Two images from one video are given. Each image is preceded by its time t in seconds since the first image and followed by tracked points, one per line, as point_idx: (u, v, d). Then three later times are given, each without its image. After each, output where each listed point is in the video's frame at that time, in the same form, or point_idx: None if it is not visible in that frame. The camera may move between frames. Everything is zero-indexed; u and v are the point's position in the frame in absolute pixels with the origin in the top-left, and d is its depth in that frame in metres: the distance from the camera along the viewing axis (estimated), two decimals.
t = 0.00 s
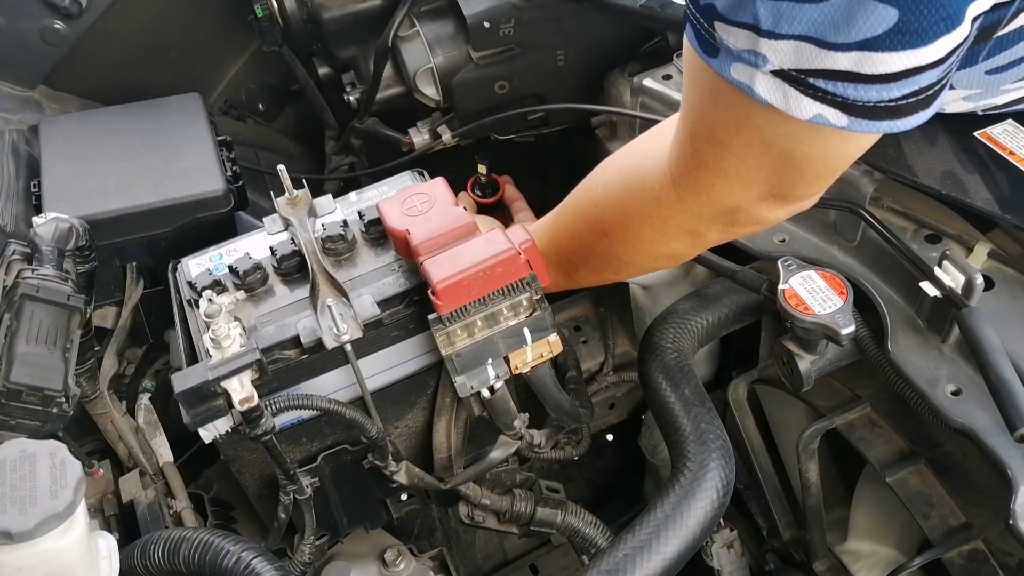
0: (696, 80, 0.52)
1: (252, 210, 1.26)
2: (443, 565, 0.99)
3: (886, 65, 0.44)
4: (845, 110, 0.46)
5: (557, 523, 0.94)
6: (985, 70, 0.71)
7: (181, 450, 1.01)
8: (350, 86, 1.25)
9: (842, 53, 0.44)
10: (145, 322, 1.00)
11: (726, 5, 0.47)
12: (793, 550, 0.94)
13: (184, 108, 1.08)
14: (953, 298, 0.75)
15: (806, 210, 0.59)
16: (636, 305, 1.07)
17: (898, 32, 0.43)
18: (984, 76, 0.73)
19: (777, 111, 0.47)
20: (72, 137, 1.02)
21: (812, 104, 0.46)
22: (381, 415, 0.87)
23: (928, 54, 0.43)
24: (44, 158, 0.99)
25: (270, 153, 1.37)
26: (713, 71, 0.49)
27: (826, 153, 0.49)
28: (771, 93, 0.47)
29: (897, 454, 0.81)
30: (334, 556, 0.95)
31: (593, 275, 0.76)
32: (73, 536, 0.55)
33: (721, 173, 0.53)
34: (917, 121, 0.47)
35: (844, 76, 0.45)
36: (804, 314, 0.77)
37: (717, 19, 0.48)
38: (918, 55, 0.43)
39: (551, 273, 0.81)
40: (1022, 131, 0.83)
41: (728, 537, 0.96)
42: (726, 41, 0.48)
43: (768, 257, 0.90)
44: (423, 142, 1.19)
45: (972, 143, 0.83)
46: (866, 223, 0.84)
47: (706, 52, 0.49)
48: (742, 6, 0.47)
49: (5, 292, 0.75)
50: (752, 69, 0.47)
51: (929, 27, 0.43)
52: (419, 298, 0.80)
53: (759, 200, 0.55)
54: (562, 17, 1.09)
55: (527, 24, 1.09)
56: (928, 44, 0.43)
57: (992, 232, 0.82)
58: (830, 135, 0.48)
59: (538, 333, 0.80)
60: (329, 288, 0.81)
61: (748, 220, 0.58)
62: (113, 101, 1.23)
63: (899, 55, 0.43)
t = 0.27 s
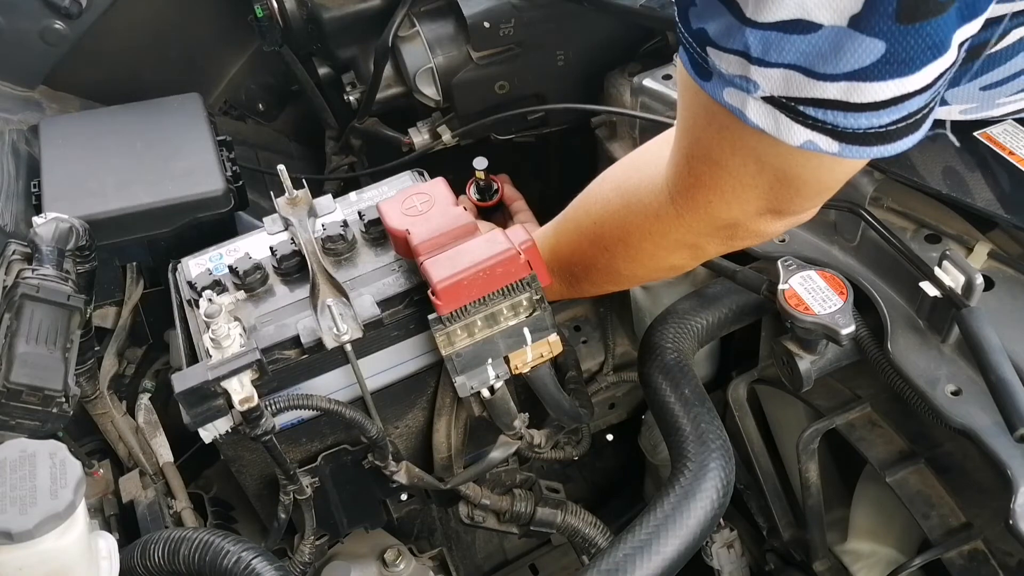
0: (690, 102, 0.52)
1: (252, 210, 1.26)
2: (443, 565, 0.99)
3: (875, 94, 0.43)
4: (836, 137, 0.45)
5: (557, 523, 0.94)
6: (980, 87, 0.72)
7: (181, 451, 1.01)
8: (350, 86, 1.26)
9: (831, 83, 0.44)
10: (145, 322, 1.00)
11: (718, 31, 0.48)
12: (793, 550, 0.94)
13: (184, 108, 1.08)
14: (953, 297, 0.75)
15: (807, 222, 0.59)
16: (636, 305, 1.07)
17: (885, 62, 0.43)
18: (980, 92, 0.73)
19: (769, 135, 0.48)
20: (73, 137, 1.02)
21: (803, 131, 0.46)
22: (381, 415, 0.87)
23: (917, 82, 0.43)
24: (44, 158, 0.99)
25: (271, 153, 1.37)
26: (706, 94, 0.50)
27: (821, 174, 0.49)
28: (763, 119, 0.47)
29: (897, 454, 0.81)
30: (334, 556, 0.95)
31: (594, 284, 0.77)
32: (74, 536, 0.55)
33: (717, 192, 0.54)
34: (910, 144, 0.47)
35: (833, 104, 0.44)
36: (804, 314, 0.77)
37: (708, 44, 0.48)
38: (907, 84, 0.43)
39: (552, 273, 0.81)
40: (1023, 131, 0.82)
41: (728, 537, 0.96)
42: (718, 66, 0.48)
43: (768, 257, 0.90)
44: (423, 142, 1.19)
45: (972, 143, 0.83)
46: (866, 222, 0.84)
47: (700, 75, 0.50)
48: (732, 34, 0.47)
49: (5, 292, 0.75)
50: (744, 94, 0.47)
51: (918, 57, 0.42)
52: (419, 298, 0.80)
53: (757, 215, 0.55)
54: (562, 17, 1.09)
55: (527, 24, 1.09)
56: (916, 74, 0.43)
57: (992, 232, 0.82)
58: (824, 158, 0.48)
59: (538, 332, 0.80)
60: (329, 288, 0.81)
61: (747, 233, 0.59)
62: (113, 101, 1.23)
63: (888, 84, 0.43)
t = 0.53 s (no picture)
0: (688, 105, 0.52)
1: (252, 210, 1.26)
2: (443, 565, 0.99)
3: (875, 97, 0.44)
4: (836, 139, 0.46)
5: (557, 523, 0.94)
6: (980, 88, 0.72)
7: (181, 450, 1.01)
8: (350, 86, 1.25)
9: (831, 85, 0.44)
10: (145, 322, 1.00)
11: (716, 34, 0.48)
12: (793, 550, 0.94)
13: (184, 109, 1.08)
14: (954, 297, 0.75)
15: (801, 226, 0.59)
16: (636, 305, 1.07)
17: (885, 67, 0.43)
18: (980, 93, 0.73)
19: (768, 138, 0.48)
20: (73, 137, 1.02)
21: (803, 133, 0.46)
22: (381, 415, 0.87)
23: (917, 86, 0.43)
24: (44, 158, 0.99)
25: (271, 153, 1.37)
26: (705, 97, 0.50)
27: (818, 178, 0.49)
28: (763, 122, 0.47)
29: (897, 454, 0.81)
30: (334, 556, 0.95)
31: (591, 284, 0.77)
32: (74, 536, 0.55)
33: (714, 195, 0.54)
34: (908, 148, 0.47)
35: (833, 106, 0.45)
36: (804, 314, 0.77)
37: (706, 47, 0.48)
38: (907, 89, 0.43)
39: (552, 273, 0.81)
40: (1023, 131, 0.83)
41: (728, 537, 0.96)
42: (716, 69, 0.48)
43: (768, 257, 0.90)
44: (423, 142, 1.19)
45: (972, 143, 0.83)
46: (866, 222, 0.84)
47: (698, 78, 0.50)
48: (732, 37, 0.47)
49: (5, 292, 0.75)
50: (743, 97, 0.47)
51: (917, 61, 0.42)
52: (419, 298, 0.80)
53: (754, 219, 0.56)
54: (562, 17, 1.09)
55: (527, 24, 1.09)
56: (916, 78, 0.43)
57: (992, 232, 0.82)
58: (824, 160, 0.48)
59: (538, 332, 0.80)
60: (329, 288, 0.81)
61: (743, 237, 0.59)
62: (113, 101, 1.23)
63: (887, 88, 0.43)
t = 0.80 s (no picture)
0: (656, 116, 0.52)
1: (252, 210, 1.26)
2: (443, 565, 0.99)
3: (841, 116, 0.43)
4: (801, 155, 0.45)
5: (557, 523, 0.94)
6: (979, 93, 0.75)
7: (181, 450, 1.01)
8: (350, 86, 1.25)
9: (797, 103, 0.43)
10: (145, 322, 1.00)
11: (685, 49, 0.47)
12: (792, 550, 0.94)
13: (183, 109, 1.08)
14: (954, 297, 0.75)
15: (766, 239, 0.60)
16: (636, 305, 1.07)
17: (851, 89, 0.42)
18: (979, 100, 0.76)
19: (734, 153, 0.47)
20: (72, 137, 1.02)
21: (768, 148, 0.45)
22: (381, 415, 0.87)
23: (885, 110, 0.43)
24: (44, 158, 0.99)
25: (271, 153, 1.37)
26: (672, 110, 0.49)
27: (780, 194, 0.49)
28: (729, 137, 0.46)
29: (897, 454, 0.81)
30: (334, 556, 0.95)
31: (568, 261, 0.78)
32: (73, 536, 0.55)
33: (680, 205, 0.54)
34: (875, 172, 0.46)
35: (799, 123, 0.44)
36: (804, 314, 0.77)
37: (675, 61, 0.48)
38: (874, 113, 0.43)
39: (551, 273, 0.81)
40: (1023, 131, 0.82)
41: (728, 537, 0.96)
42: (683, 83, 0.47)
43: (769, 257, 0.90)
44: (423, 142, 1.19)
45: (972, 144, 0.83)
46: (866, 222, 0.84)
47: (667, 91, 0.49)
48: (700, 53, 0.46)
49: (5, 292, 0.75)
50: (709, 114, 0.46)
51: (886, 85, 0.42)
52: (419, 298, 0.80)
53: (713, 231, 0.56)
54: (562, 17, 1.09)
55: (527, 24, 1.09)
56: (884, 103, 0.43)
57: (992, 232, 0.82)
58: (788, 176, 0.47)
59: (538, 333, 0.80)
60: (329, 287, 0.81)
61: (703, 246, 0.59)
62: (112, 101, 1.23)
63: (854, 110, 0.43)
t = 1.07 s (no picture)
0: (604, 114, 0.52)
1: (252, 210, 1.25)
2: (443, 565, 0.99)
3: (770, 132, 0.45)
4: (733, 166, 0.46)
5: (557, 523, 0.94)
6: (970, 102, 0.76)
7: (181, 450, 1.01)
8: (350, 86, 1.26)
9: (729, 123, 0.45)
10: (145, 322, 1.00)
11: (631, 60, 0.47)
12: (792, 550, 0.94)
13: (183, 108, 1.08)
14: (954, 297, 0.75)
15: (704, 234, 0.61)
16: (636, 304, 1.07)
17: (783, 113, 0.44)
18: (973, 112, 0.77)
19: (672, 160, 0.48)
20: (72, 137, 1.02)
21: (702, 158, 0.46)
22: (381, 415, 0.87)
23: (814, 134, 0.44)
24: (44, 158, 0.99)
25: (271, 153, 1.37)
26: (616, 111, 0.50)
27: (715, 197, 0.51)
28: (664, 145, 0.47)
29: (897, 454, 0.81)
30: (334, 556, 0.95)
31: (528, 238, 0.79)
32: (74, 536, 0.56)
33: (624, 200, 0.55)
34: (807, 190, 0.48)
35: (732, 139, 0.45)
36: (804, 314, 0.77)
37: (620, 69, 0.48)
38: (804, 134, 0.44)
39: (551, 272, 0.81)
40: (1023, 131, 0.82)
41: (728, 537, 0.96)
42: (626, 91, 0.48)
43: (769, 257, 0.90)
44: (423, 142, 1.19)
45: (971, 144, 0.83)
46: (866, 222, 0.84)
47: (613, 94, 0.50)
48: (641, 67, 0.47)
49: (5, 292, 0.75)
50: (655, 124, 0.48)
51: (815, 113, 0.43)
52: (419, 298, 0.80)
53: (653, 225, 0.58)
54: (562, 17, 1.09)
55: (527, 24, 1.09)
56: (815, 129, 0.44)
57: (992, 232, 0.82)
58: (721, 181, 0.49)
59: (538, 333, 0.80)
60: (329, 287, 0.81)
61: (642, 235, 0.61)
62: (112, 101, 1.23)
63: (784, 129, 0.44)
